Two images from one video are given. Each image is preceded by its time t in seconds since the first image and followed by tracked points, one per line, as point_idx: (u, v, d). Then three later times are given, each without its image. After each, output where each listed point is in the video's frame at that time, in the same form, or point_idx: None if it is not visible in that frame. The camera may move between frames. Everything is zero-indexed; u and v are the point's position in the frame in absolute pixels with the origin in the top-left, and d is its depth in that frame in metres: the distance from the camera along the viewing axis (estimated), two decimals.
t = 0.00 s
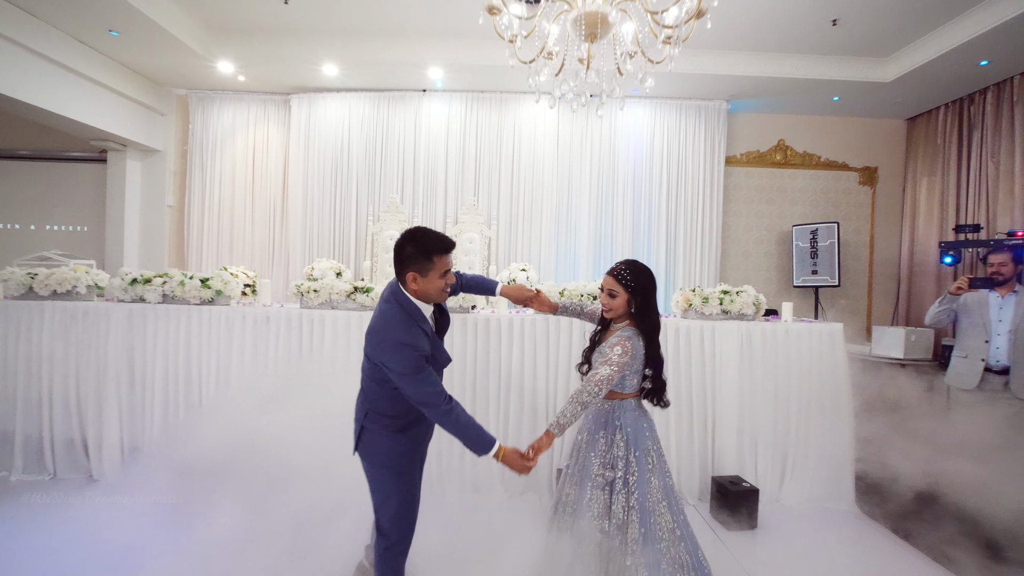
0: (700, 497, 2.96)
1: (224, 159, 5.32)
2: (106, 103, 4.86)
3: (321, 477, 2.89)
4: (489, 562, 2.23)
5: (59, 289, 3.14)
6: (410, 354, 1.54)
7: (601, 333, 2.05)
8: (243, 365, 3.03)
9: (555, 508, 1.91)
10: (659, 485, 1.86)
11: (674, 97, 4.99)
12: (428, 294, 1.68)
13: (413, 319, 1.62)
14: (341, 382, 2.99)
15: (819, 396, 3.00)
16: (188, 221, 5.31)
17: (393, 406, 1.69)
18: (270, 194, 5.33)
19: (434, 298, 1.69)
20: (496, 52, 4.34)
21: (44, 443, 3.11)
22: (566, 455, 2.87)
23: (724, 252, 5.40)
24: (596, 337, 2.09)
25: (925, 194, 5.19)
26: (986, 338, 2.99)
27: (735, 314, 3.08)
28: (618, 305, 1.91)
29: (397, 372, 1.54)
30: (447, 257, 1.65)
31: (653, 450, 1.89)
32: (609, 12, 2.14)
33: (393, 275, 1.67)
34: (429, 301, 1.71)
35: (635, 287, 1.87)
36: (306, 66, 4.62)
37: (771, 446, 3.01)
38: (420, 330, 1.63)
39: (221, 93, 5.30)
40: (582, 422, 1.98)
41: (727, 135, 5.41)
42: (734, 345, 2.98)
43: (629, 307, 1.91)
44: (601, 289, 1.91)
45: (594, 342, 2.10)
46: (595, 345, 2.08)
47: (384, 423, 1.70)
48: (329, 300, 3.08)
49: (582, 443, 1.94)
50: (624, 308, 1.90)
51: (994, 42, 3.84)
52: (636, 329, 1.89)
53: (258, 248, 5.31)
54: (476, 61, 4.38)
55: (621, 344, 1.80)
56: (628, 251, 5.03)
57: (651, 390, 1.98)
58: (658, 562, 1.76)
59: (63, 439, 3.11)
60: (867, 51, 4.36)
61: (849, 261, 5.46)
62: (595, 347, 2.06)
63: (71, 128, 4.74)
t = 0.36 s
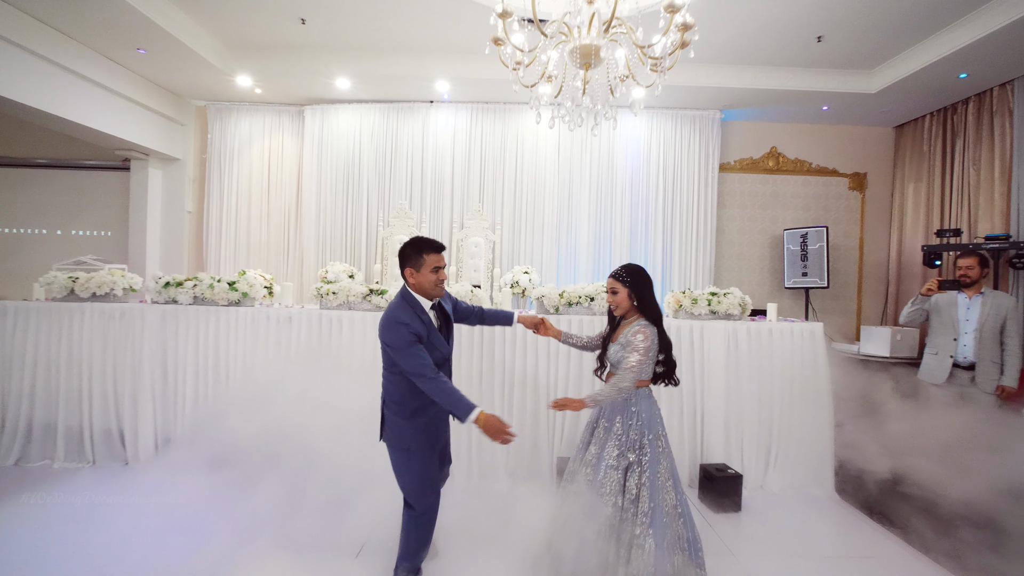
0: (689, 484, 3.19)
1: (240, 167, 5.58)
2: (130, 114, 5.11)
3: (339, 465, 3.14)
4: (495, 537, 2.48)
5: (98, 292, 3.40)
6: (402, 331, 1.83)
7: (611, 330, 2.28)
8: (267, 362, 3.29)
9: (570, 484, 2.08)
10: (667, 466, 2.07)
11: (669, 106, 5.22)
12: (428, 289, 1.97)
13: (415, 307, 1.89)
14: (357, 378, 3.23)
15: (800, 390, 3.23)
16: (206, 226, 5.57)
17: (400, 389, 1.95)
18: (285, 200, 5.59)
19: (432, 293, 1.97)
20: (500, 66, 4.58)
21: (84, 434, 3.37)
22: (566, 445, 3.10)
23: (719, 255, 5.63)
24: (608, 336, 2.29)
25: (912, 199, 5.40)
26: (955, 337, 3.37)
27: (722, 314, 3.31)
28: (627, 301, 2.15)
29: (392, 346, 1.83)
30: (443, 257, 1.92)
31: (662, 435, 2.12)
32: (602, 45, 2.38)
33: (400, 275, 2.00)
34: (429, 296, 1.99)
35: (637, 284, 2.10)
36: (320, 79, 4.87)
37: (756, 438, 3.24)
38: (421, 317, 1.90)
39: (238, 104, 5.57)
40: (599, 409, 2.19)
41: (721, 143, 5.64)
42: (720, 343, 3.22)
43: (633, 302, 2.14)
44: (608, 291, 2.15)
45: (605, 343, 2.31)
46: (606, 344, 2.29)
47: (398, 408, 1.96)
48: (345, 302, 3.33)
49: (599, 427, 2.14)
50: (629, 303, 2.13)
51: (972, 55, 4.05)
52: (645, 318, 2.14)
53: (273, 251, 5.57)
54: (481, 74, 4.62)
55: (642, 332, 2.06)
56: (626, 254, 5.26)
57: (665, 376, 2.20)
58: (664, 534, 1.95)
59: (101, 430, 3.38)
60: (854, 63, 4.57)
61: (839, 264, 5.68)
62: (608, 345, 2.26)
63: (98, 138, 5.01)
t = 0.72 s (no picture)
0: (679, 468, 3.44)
1: (256, 170, 5.85)
2: (151, 120, 5.38)
3: (355, 449, 3.40)
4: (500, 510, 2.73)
5: (132, 289, 3.67)
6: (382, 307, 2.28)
7: (621, 319, 2.45)
8: (287, 354, 3.55)
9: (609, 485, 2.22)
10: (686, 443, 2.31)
11: (665, 112, 5.46)
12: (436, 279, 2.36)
13: (411, 293, 2.32)
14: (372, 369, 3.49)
15: (782, 381, 3.47)
16: (223, 226, 5.84)
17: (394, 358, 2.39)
18: (298, 201, 5.85)
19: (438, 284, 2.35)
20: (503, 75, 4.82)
21: (119, 420, 3.64)
22: (564, 431, 3.35)
23: (714, 254, 5.86)
24: (613, 330, 2.47)
25: (899, 201, 5.62)
26: (930, 332, 3.56)
27: (711, 310, 3.56)
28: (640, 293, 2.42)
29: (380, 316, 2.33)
30: (442, 256, 2.27)
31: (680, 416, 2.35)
32: (597, 66, 2.60)
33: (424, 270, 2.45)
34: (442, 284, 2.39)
35: (654, 275, 2.40)
36: (332, 87, 5.13)
37: (742, 426, 3.48)
38: (413, 302, 2.29)
39: (254, 110, 5.83)
40: (615, 404, 2.34)
41: (716, 147, 5.86)
42: (709, 337, 3.46)
43: (649, 291, 2.42)
44: (625, 286, 2.37)
45: (611, 337, 2.48)
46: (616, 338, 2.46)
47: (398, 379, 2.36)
48: (361, 298, 3.59)
49: (619, 422, 2.31)
50: (643, 294, 2.40)
51: (951, 65, 4.26)
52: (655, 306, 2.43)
53: (288, 251, 5.84)
54: (485, 82, 4.86)
55: (668, 318, 2.36)
56: (624, 253, 5.50)
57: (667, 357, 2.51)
58: (694, 503, 2.23)
59: (134, 417, 3.65)
60: (841, 71, 4.78)
61: (830, 263, 5.90)
62: (618, 337, 2.44)
63: (122, 142, 5.27)
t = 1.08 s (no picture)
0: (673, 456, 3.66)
1: (268, 174, 6.07)
2: (168, 127, 5.60)
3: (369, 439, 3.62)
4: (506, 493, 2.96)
5: (158, 289, 3.90)
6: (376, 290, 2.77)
7: (635, 317, 2.63)
8: (305, 350, 3.78)
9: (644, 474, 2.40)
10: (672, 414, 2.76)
11: (662, 119, 5.68)
12: (425, 274, 2.63)
13: (402, 287, 2.67)
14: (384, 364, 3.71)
15: (769, 375, 3.70)
16: (236, 229, 6.06)
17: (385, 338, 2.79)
18: (309, 205, 6.08)
19: (424, 279, 2.62)
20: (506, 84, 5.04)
21: (145, 412, 3.86)
22: (566, 422, 3.57)
23: (709, 255, 6.08)
24: (629, 326, 2.61)
25: (888, 204, 5.84)
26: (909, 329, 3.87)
27: (703, 308, 3.79)
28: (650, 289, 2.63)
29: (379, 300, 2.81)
30: (421, 254, 2.56)
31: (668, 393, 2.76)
32: (595, 84, 2.81)
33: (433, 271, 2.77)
34: (431, 277, 2.65)
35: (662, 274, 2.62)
36: (342, 95, 5.35)
37: (732, 417, 3.71)
38: (400, 296, 2.64)
39: (266, 117, 6.06)
40: (638, 397, 2.53)
41: (711, 152, 6.09)
42: (701, 334, 3.69)
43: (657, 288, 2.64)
44: (641, 285, 2.54)
45: (630, 334, 2.61)
46: (635, 335, 2.60)
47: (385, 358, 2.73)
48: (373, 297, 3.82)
49: (643, 414, 2.50)
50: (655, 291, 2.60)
51: (932, 76, 4.48)
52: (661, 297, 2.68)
53: (299, 252, 6.07)
54: (489, 91, 5.08)
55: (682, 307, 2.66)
56: (622, 254, 5.72)
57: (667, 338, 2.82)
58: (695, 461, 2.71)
59: (160, 409, 3.87)
60: (830, 80, 5.00)
61: (821, 263, 6.12)
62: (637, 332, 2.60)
63: (140, 149, 5.49)
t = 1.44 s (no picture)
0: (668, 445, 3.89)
1: (281, 177, 6.32)
2: (187, 132, 5.85)
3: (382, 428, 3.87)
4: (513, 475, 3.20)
5: (183, 287, 4.15)
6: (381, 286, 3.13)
7: (626, 313, 2.84)
8: (322, 345, 4.02)
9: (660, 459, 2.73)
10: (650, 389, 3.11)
11: (661, 124, 5.90)
12: (417, 273, 2.89)
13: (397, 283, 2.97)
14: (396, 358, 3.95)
15: (758, 368, 3.92)
16: (251, 229, 6.31)
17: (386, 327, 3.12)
18: (321, 206, 6.32)
19: (415, 277, 2.88)
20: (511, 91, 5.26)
21: (172, 402, 4.11)
22: (568, 412, 3.80)
23: (706, 255, 6.29)
24: (621, 324, 2.86)
25: (879, 205, 6.05)
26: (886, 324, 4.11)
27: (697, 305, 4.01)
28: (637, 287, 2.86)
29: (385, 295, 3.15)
30: (412, 255, 2.83)
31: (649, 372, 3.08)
32: (593, 98, 3.03)
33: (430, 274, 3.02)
34: (422, 276, 2.90)
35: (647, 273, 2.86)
36: (354, 101, 5.57)
37: (723, 408, 3.94)
38: (394, 290, 2.95)
39: (279, 122, 6.30)
40: (639, 386, 2.81)
41: (708, 155, 6.30)
42: (694, 329, 3.92)
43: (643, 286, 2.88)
44: (629, 286, 2.78)
45: (624, 332, 2.86)
46: (629, 332, 2.84)
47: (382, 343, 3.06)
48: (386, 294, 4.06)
49: (650, 402, 2.79)
50: (642, 289, 2.84)
51: (918, 85, 4.69)
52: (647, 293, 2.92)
53: (312, 251, 6.32)
54: (494, 98, 5.30)
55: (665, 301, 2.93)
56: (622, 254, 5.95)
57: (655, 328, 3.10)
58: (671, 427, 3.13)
59: (186, 400, 4.12)
60: (821, 87, 5.19)
61: (815, 263, 6.33)
62: (631, 329, 2.85)
63: (160, 153, 5.74)
